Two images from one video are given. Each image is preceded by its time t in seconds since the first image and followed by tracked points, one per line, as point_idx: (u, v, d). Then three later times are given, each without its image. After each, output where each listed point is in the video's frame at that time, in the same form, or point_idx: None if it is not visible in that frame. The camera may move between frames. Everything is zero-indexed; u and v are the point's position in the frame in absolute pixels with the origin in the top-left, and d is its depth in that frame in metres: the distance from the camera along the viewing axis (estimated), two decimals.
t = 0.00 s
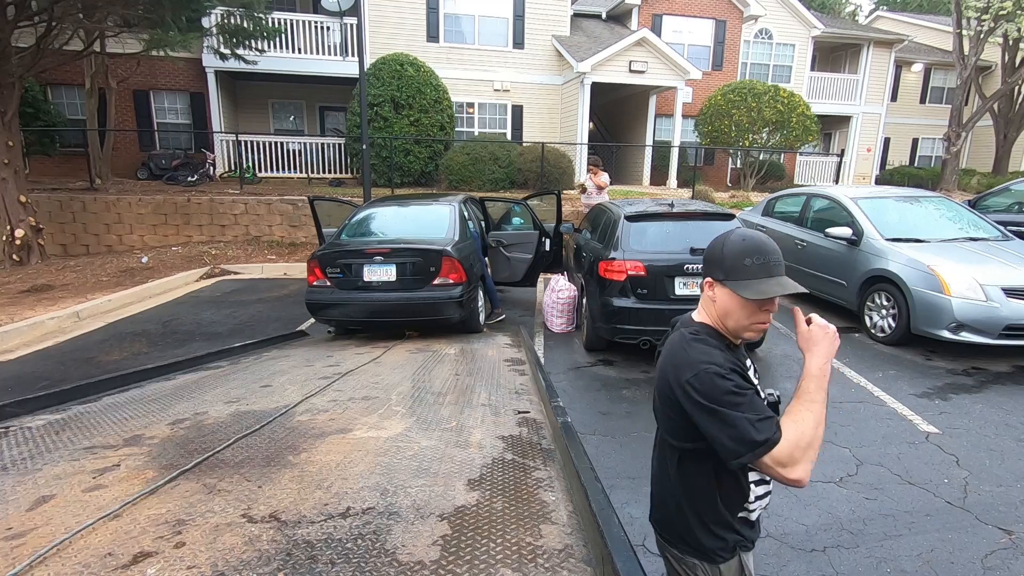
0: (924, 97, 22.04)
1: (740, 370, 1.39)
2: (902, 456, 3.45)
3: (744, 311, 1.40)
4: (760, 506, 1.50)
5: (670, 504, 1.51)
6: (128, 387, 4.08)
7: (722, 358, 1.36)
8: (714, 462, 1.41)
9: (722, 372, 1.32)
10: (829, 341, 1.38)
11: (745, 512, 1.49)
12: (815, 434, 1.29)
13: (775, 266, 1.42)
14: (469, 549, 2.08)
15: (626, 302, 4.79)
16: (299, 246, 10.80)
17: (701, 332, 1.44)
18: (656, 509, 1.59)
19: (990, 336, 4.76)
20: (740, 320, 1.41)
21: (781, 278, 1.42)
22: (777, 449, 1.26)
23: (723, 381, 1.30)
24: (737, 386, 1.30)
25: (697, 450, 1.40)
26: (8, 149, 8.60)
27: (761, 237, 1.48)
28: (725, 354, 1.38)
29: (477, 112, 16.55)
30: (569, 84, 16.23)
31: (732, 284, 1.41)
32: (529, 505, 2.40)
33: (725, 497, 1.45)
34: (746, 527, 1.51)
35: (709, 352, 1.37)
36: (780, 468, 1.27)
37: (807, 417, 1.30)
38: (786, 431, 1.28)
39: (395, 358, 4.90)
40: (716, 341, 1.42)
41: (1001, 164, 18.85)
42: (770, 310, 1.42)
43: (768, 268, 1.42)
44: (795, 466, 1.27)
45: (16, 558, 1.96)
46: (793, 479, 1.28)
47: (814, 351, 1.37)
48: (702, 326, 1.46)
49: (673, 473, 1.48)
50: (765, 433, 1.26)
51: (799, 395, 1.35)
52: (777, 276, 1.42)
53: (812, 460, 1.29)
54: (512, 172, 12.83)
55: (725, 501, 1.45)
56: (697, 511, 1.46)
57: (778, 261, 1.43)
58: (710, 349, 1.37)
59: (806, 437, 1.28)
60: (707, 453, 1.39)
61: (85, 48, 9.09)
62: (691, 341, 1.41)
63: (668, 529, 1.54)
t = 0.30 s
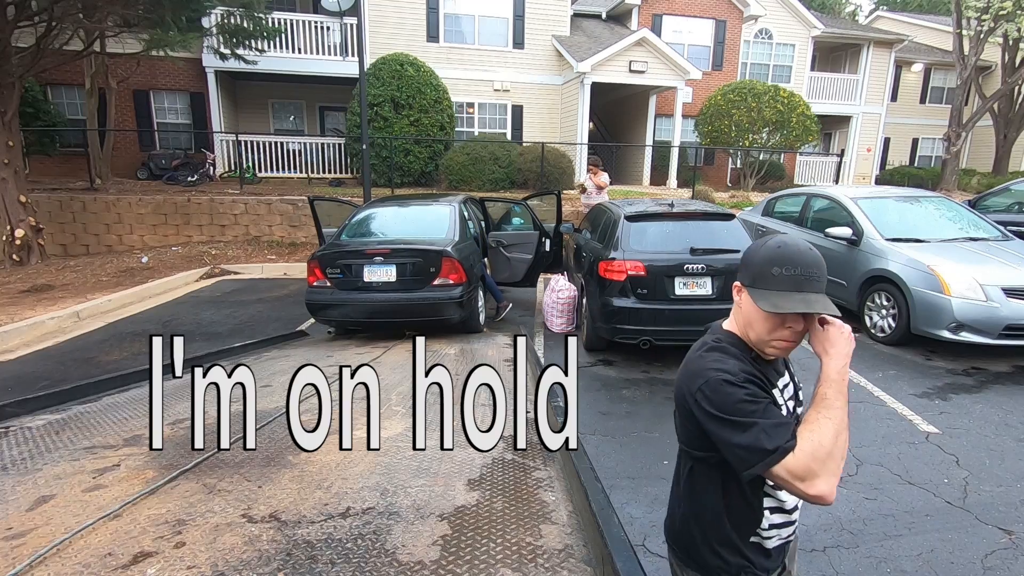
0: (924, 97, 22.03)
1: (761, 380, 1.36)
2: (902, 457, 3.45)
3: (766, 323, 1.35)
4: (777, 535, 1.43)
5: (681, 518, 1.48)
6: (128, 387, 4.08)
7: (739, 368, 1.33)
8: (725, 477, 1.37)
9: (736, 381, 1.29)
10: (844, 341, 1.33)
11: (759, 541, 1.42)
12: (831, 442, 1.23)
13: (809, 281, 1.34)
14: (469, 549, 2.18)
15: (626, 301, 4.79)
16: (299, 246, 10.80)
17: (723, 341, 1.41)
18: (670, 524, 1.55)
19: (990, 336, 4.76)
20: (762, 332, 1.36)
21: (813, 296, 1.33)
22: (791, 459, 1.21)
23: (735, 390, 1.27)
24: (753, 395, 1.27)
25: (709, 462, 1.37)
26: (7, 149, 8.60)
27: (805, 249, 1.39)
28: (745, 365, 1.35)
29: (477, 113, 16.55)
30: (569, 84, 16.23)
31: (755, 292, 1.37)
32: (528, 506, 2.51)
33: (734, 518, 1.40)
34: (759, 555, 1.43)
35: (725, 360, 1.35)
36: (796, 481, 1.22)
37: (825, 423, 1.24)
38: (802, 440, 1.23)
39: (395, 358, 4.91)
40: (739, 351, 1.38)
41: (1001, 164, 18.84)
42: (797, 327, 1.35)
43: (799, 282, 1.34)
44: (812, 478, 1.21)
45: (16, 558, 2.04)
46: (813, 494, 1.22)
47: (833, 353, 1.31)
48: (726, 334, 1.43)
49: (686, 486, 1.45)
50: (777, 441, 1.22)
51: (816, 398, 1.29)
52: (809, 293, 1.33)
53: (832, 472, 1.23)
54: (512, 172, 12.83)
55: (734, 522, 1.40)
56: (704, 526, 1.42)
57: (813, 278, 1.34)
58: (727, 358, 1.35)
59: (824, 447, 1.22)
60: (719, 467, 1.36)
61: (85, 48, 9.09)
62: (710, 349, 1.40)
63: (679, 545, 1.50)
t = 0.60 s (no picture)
0: (924, 97, 22.03)
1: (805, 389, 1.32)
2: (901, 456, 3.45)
3: (814, 330, 1.32)
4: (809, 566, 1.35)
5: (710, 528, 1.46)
6: (128, 387, 4.08)
7: (782, 372, 1.31)
8: (754, 489, 1.34)
9: (773, 384, 1.28)
10: (905, 356, 1.22)
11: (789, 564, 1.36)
12: (868, 457, 1.16)
13: (864, 287, 1.26)
14: (469, 549, 2.18)
15: (626, 301, 4.79)
16: (299, 246, 10.80)
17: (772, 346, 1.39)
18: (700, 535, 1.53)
19: (989, 336, 4.76)
20: (810, 340, 1.33)
21: (869, 304, 1.26)
22: (816, 468, 1.17)
23: (769, 392, 1.26)
24: (789, 400, 1.25)
25: (741, 471, 1.35)
26: (8, 149, 8.60)
27: (866, 254, 1.31)
28: (790, 371, 1.33)
29: (477, 112, 16.55)
30: (569, 84, 16.23)
31: (803, 297, 1.33)
32: (528, 506, 2.51)
33: (760, 535, 1.36)
34: None
35: (770, 363, 1.33)
36: (821, 493, 1.17)
37: (864, 436, 1.17)
38: (836, 450, 1.18)
39: (395, 358, 4.91)
40: (787, 357, 1.36)
41: (1000, 164, 18.85)
42: (848, 336, 1.29)
43: (852, 287, 1.27)
44: (837, 491, 1.16)
45: (17, 558, 2.04)
46: (836, 507, 1.17)
47: (889, 368, 1.21)
48: (779, 341, 1.40)
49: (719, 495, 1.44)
50: (805, 447, 1.19)
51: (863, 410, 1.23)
52: (863, 301, 1.26)
53: (863, 488, 1.17)
54: (512, 172, 12.83)
55: (758, 537, 1.36)
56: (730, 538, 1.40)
57: (872, 284, 1.26)
58: (772, 363, 1.33)
59: (857, 460, 1.16)
60: (749, 477, 1.34)
61: (85, 48, 9.09)
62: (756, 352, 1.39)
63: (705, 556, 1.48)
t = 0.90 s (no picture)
0: (924, 97, 22.02)
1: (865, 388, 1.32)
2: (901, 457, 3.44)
3: (888, 329, 1.30)
4: None
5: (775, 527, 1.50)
6: (128, 387, 4.08)
7: (841, 368, 1.32)
8: (811, 490, 1.36)
9: (827, 377, 1.31)
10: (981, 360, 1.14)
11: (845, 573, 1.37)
12: (913, 454, 1.13)
13: (941, 282, 1.23)
14: (469, 549, 2.18)
15: (626, 301, 4.78)
16: (299, 246, 10.79)
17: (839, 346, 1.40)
18: (763, 537, 1.57)
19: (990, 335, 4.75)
20: (884, 339, 1.31)
21: (946, 299, 1.23)
22: (854, 459, 1.18)
23: (821, 383, 1.29)
24: (842, 393, 1.27)
25: (796, 468, 1.37)
26: (8, 149, 8.60)
27: (944, 248, 1.28)
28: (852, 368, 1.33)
29: (477, 112, 16.54)
30: (569, 84, 16.22)
31: (874, 294, 1.31)
32: (528, 505, 2.51)
33: (813, 536, 1.39)
34: None
35: (829, 358, 1.36)
36: (856, 483, 1.17)
37: (912, 434, 1.14)
38: (879, 443, 1.17)
39: (396, 358, 4.91)
40: (853, 357, 1.36)
41: (1001, 164, 18.84)
42: (926, 333, 1.27)
43: (929, 283, 1.24)
44: (873, 482, 1.15)
45: (16, 558, 2.04)
46: (869, 500, 1.15)
47: (964, 368, 1.15)
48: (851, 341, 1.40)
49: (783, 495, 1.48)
50: (848, 438, 1.20)
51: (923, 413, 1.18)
52: (940, 295, 1.23)
53: (902, 486, 1.13)
54: (512, 172, 12.82)
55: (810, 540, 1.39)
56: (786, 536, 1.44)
57: (950, 279, 1.23)
58: (833, 357, 1.36)
59: (899, 457, 1.14)
60: (802, 476, 1.36)
61: (85, 48, 9.09)
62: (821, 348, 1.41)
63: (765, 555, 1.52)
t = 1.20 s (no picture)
0: (924, 97, 22.02)
1: (886, 415, 1.20)
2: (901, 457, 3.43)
3: (939, 340, 1.19)
4: None
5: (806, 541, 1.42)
6: (128, 387, 4.08)
7: (860, 389, 1.23)
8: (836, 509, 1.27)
9: (838, 398, 1.23)
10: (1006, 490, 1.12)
11: None
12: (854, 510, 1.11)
13: (994, 285, 1.12)
14: (469, 549, 2.18)
15: (626, 301, 4.78)
16: (299, 246, 10.79)
17: (884, 364, 1.27)
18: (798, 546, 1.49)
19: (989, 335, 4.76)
20: (935, 351, 1.20)
21: (1001, 300, 1.12)
22: (806, 483, 1.18)
23: (833, 405, 1.23)
24: (846, 419, 1.20)
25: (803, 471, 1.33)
26: (7, 149, 8.60)
27: (996, 248, 1.17)
28: (876, 390, 1.22)
29: (477, 113, 16.54)
30: (569, 84, 16.22)
31: (922, 302, 1.21)
32: (528, 506, 2.51)
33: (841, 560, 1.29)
34: None
35: (857, 376, 1.26)
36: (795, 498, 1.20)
37: (881, 503, 1.12)
38: (833, 484, 1.15)
39: (396, 357, 4.90)
40: (886, 378, 1.24)
41: (1001, 164, 18.85)
42: (984, 341, 1.15)
43: (980, 287, 1.13)
44: (803, 505, 1.18)
45: (16, 558, 2.04)
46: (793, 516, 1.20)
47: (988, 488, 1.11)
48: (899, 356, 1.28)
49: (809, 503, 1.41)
50: (815, 466, 1.18)
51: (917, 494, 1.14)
52: (994, 299, 1.12)
53: (822, 523, 1.14)
54: (512, 172, 12.83)
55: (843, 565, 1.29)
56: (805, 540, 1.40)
57: (1004, 280, 1.12)
58: (862, 377, 1.25)
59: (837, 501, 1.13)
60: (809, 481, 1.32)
61: (85, 48, 9.09)
62: (861, 363, 1.31)
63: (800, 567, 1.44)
